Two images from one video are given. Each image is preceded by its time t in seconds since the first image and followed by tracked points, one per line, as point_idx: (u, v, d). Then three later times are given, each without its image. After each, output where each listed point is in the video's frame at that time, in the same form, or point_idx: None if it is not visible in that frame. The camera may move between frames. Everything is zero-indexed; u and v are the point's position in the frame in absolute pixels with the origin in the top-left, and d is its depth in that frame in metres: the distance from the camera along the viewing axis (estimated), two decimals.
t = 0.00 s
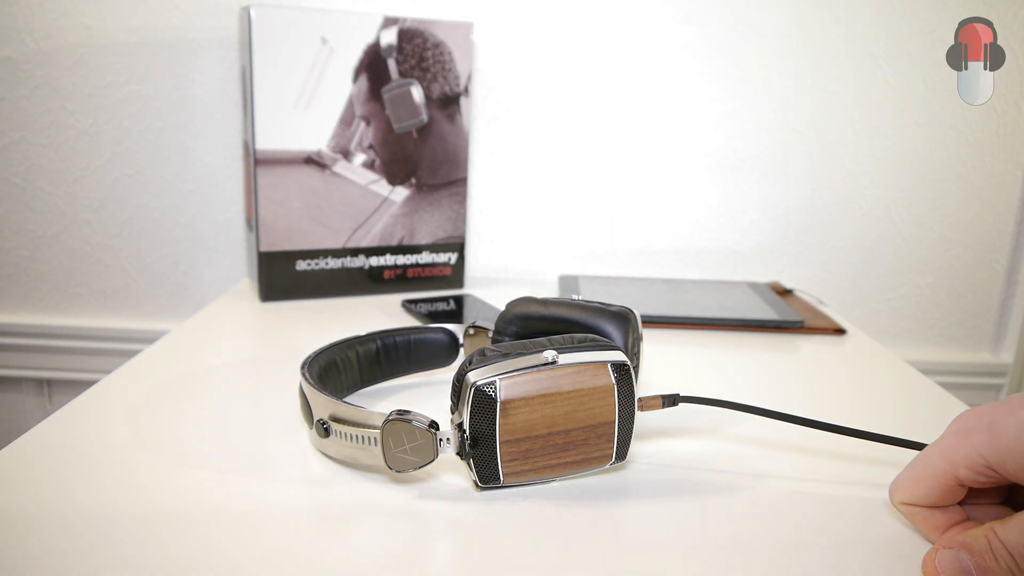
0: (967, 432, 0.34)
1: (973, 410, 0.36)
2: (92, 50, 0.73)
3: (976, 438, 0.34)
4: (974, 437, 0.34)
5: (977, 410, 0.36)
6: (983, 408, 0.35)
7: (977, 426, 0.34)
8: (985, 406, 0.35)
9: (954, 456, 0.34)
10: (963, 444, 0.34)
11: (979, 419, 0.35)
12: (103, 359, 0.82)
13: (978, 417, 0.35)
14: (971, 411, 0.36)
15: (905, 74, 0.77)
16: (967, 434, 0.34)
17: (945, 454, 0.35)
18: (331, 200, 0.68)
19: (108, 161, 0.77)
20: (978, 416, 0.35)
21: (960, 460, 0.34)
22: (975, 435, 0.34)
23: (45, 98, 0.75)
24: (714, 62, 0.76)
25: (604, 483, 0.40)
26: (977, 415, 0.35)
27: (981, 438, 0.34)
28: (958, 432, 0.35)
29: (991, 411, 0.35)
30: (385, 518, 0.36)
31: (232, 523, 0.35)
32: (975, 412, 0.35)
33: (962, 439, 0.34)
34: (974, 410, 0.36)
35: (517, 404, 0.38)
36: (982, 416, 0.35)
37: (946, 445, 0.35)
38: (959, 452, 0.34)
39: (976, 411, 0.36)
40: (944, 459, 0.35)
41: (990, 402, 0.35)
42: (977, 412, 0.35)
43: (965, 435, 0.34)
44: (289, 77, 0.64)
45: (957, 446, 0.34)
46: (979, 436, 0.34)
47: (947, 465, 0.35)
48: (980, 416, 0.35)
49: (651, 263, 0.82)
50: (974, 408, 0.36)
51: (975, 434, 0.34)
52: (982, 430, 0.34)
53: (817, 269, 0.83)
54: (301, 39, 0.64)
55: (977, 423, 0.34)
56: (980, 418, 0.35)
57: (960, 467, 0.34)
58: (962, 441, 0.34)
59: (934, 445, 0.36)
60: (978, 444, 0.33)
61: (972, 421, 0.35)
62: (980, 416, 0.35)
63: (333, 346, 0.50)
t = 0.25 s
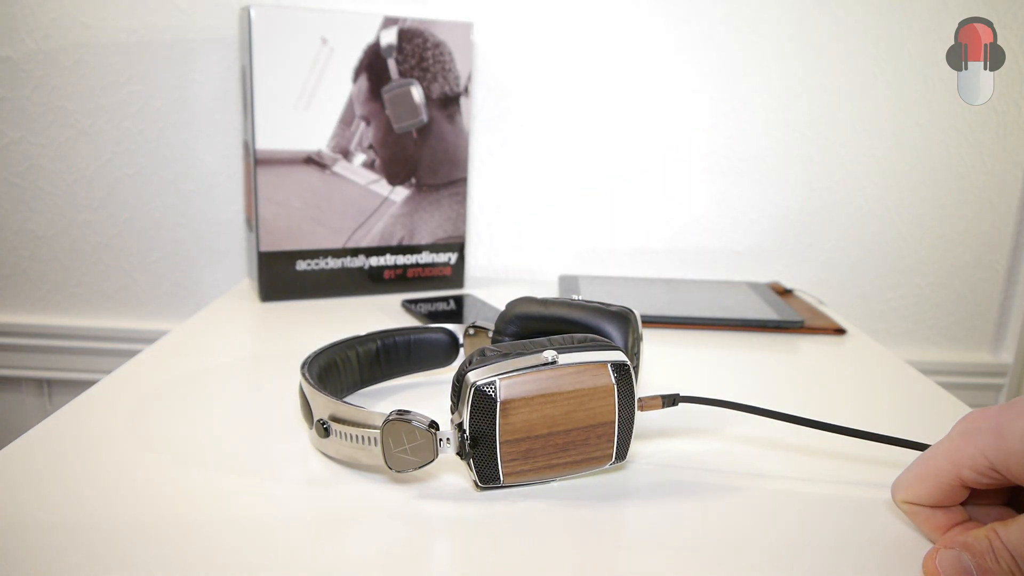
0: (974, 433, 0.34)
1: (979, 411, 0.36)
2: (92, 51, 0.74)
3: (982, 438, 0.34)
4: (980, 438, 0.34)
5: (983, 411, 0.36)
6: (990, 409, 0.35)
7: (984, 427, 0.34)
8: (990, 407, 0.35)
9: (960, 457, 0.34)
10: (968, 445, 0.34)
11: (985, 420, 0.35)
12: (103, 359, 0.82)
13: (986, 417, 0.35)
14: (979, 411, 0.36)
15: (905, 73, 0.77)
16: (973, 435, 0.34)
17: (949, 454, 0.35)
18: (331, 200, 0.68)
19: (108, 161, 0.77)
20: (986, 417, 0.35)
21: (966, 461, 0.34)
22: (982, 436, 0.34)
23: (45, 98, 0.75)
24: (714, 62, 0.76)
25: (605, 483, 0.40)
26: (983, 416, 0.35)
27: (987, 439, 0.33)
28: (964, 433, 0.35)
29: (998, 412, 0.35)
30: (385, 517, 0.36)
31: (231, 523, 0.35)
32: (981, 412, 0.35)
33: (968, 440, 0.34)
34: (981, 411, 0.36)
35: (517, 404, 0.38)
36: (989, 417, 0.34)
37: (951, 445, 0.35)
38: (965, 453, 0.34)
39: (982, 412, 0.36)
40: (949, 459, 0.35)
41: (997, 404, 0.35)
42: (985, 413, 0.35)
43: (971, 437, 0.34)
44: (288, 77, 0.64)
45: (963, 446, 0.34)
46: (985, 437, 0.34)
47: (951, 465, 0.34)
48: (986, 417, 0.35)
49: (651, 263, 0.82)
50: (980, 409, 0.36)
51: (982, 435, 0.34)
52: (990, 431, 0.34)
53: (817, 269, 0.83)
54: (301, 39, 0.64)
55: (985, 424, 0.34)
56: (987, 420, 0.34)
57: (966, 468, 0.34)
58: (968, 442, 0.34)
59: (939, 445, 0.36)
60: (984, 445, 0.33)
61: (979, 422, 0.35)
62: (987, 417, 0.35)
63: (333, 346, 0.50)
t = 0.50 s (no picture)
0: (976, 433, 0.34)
1: (982, 412, 0.36)
2: (92, 51, 0.73)
3: (984, 439, 0.34)
4: (982, 438, 0.34)
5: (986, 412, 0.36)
6: (992, 410, 0.35)
7: (986, 427, 0.34)
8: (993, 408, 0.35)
9: (962, 457, 0.34)
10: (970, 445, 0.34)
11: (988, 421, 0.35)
12: (103, 359, 0.82)
13: (988, 417, 0.35)
14: (982, 412, 0.36)
15: (905, 73, 0.77)
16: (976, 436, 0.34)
17: (951, 455, 0.35)
18: (331, 200, 0.68)
19: (108, 162, 0.77)
20: (988, 417, 0.35)
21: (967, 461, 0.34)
22: (984, 437, 0.34)
23: (45, 98, 0.75)
24: (714, 62, 0.76)
25: (605, 483, 0.40)
26: (986, 417, 0.35)
27: (989, 440, 0.33)
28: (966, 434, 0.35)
29: (1001, 413, 0.35)
30: (385, 517, 0.36)
31: (231, 523, 0.35)
32: (984, 413, 0.35)
33: (970, 440, 0.34)
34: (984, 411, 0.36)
35: (517, 404, 0.38)
36: (992, 417, 0.34)
37: (953, 445, 0.35)
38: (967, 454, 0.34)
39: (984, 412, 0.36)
40: (951, 459, 0.35)
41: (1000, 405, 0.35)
42: (988, 413, 0.35)
43: (973, 438, 0.34)
44: (289, 77, 0.64)
45: (965, 447, 0.34)
46: (987, 438, 0.34)
47: (953, 465, 0.35)
48: (989, 418, 0.35)
49: (651, 262, 0.82)
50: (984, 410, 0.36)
51: (983, 436, 0.34)
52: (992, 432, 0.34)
53: (817, 269, 0.83)
54: (301, 39, 0.64)
55: (987, 425, 0.34)
56: (989, 420, 0.34)
57: (967, 469, 0.34)
58: (971, 442, 0.34)
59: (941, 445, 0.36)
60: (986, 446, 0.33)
61: (981, 422, 0.35)
62: (990, 418, 0.35)
63: (333, 346, 0.50)
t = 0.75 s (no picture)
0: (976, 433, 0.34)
1: (982, 412, 0.36)
2: (92, 50, 0.73)
3: (984, 439, 0.34)
4: (981, 438, 0.34)
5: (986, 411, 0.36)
6: (992, 409, 0.35)
7: (986, 427, 0.34)
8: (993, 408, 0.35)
9: (962, 457, 0.34)
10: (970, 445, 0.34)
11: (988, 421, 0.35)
12: (104, 359, 0.82)
13: (988, 417, 0.35)
14: (982, 412, 0.36)
15: (905, 73, 0.77)
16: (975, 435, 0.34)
17: (951, 455, 0.35)
18: (331, 200, 0.68)
19: (109, 161, 0.77)
20: (988, 417, 0.35)
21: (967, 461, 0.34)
22: (983, 436, 0.34)
23: (45, 98, 0.75)
24: (714, 62, 0.76)
25: (604, 483, 0.40)
26: (986, 416, 0.35)
27: (988, 440, 0.33)
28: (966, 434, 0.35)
29: (1000, 413, 0.35)
30: (385, 517, 0.36)
31: (231, 523, 0.35)
32: (984, 413, 0.35)
33: (970, 440, 0.34)
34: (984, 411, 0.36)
35: (517, 404, 0.38)
36: (992, 417, 0.34)
37: (953, 445, 0.35)
38: (967, 454, 0.34)
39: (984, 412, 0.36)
40: (951, 459, 0.35)
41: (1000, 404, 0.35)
42: (987, 413, 0.35)
43: (973, 438, 0.34)
44: (289, 77, 0.64)
45: (965, 447, 0.34)
46: (987, 437, 0.34)
47: (953, 465, 0.35)
48: (988, 417, 0.35)
49: (651, 262, 0.82)
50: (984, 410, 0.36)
51: (983, 435, 0.34)
52: (992, 432, 0.34)
53: (817, 269, 0.83)
54: (302, 39, 0.64)
55: (987, 424, 0.34)
56: (989, 419, 0.34)
57: (967, 469, 0.34)
58: (970, 442, 0.34)
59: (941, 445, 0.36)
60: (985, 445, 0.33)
61: (981, 422, 0.35)
62: (989, 418, 0.35)
63: (333, 346, 0.50)
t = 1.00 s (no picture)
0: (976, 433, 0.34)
1: (983, 412, 0.35)
2: (92, 50, 0.73)
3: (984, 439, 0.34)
4: (981, 438, 0.34)
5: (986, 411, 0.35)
6: (992, 409, 0.35)
7: (986, 427, 0.34)
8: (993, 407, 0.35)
9: (962, 457, 0.34)
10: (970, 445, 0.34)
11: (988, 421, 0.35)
12: (104, 359, 0.82)
13: (988, 417, 0.35)
14: (982, 412, 0.35)
15: (905, 73, 0.77)
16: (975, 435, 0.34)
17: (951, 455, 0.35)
18: (331, 199, 0.68)
19: (109, 161, 0.77)
20: (987, 417, 0.35)
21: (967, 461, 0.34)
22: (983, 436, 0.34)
23: (45, 98, 0.75)
24: (713, 61, 0.76)
25: (604, 483, 0.40)
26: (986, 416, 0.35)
27: (989, 440, 0.33)
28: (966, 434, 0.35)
29: (1000, 412, 0.35)
30: (385, 518, 0.36)
31: (231, 523, 0.35)
32: (984, 413, 0.35)
33: (970, 440, 0.34)
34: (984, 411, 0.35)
35: (517, 404, 0.38)
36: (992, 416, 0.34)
37: (953, 445, 0.35)
38: (967, 453, 0.34)
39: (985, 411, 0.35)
40: (951, 459, 0.35)
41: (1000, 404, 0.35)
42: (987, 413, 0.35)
43: (973, 438, 0.34)
44: (289, 76, 0.64)
45: (965, 446, 0.34)
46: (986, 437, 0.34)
47: (953, 465, 0.35)
48: (988, 417, 0.35)
49: (651, 261, 0.82)
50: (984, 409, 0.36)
51: (983, 435, 0.34)
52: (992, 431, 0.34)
53: (817, 269, 0.83)
54: (301, 38, 0.64)
55: (987, 424, 0.34)
56: (989, 419, 0.34)
57: (967, 469, 0.34)
58: (971, 442, 0.34)
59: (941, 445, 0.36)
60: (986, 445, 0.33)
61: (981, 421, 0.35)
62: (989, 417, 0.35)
63: (333, 346, 0.50)
